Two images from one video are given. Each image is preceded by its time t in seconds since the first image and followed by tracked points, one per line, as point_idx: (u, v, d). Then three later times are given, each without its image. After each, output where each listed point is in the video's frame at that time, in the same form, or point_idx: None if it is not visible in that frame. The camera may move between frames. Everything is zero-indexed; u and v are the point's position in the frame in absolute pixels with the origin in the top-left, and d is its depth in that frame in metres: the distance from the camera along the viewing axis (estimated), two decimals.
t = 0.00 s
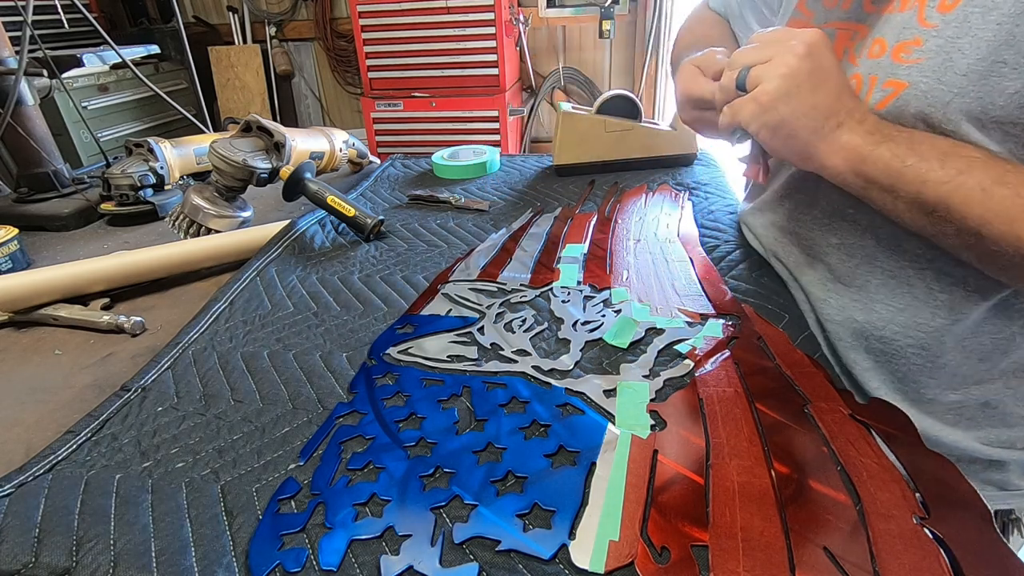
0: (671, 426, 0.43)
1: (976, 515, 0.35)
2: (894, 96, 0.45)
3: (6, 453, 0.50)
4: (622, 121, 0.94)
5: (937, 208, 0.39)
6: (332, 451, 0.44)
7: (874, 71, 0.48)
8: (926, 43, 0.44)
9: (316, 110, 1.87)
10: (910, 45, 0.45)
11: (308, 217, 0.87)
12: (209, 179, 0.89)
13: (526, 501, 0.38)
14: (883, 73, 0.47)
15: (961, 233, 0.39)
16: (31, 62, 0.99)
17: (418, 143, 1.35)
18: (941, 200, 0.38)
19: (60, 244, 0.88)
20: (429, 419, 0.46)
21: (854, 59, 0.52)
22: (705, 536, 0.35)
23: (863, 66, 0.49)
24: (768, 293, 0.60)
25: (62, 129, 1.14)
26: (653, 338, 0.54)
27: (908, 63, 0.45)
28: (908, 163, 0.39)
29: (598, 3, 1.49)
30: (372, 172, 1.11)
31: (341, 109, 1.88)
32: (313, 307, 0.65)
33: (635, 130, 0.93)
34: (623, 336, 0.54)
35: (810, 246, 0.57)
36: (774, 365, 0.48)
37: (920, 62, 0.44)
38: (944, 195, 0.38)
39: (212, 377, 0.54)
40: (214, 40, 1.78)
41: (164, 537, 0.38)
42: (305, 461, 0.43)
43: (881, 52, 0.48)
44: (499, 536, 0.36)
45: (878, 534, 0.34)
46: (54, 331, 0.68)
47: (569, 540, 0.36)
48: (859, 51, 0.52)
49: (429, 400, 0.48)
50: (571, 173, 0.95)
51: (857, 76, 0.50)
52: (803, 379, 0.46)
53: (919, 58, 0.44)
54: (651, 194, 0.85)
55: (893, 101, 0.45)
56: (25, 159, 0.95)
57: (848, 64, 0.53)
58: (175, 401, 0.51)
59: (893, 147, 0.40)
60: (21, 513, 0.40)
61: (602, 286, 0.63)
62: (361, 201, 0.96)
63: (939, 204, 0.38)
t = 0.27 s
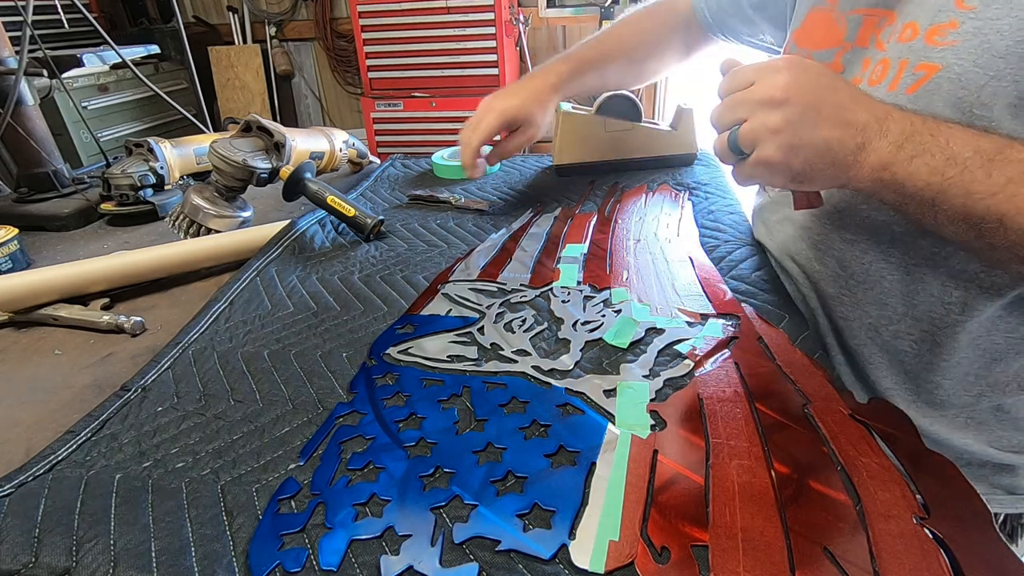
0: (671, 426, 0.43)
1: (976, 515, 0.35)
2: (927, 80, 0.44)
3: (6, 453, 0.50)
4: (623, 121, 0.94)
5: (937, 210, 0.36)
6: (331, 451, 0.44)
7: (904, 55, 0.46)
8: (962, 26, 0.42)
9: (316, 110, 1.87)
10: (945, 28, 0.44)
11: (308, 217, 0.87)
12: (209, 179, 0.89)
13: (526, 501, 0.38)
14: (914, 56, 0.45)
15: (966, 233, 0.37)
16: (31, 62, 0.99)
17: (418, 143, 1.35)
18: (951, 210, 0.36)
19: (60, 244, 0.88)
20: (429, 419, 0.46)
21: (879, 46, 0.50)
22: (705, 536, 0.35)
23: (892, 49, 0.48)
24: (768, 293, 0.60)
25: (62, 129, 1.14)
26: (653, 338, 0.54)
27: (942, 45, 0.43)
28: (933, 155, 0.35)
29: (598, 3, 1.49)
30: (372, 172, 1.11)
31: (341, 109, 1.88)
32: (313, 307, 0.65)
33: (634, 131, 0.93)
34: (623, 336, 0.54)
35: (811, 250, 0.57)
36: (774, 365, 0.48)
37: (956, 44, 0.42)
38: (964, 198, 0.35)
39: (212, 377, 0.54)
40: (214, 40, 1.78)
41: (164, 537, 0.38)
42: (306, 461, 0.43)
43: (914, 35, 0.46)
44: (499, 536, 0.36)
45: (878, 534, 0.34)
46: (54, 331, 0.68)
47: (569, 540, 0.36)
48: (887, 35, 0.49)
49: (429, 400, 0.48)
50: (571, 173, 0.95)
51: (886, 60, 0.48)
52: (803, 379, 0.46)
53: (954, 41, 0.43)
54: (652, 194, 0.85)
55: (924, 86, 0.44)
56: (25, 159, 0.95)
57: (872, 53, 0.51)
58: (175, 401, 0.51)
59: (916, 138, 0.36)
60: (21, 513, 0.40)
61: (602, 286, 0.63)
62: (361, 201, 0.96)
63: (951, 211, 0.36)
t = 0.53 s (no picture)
0: (671, 426, 0.43)
1: (977, 515, 0.35)
2: (973, 63, 0.46)
3: (6, 453, 0.50)
4: (623, 121, 0.94)
5: (971, 217, 0.36)
6: (331, 451, 0.44)
7: (945, 40, 0.49)
8: (1011, 10, 0.45)
9: (316, 110, 1.87)
10: (993, 12, 0.46)
11: (308, 217, 0.87)
12: (209, 179, 0.89)
13: (526, 501, 0.38)
14: (959, 40, 0.47)
15: (999, 239, 0.36)
16: (30, 62, 0.99)
17: (418, 142, 1.35)
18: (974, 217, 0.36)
19: (60, 244, 0.88)
20: (429, 419, 0.46)
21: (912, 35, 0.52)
22: (705, 536, 0.35)
23: (930, 35, 0.50)
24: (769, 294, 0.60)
25: (62, 129, 1.14)
26: (653, 338, 0.54)
27: (989, 29, 0.46)
28: (966, 160, 0.35)
29: (598, 3, 1.49)
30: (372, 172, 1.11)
31: (341, 109, 1.88)
32: (313, 307, 0.65)
33: (634, 131, 0.93)
34: (623, 336, 0.54)
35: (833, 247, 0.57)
36: (774, 365, 0.48)
37: (1006, 27, 0.45)
38: (1000, 204, 0.35)
39: (212, 377, 0.54)
40: (214, 40, 1.78)
41: (164, 537, 0.38)
42: (305, 461, 0.43)
43: (954, 21, 0.48)
44: (499, 536, 0.36)
45: (878, 534, 0.34)
46: (54, 331, 0.68)
47: (569, 540, 0.36)
48: (921, 22, 0.51)
49: (429, 400, 0.48)
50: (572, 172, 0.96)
51: (922, 46, 0.50)
52: (803, 379, 0.46)
53: (1003, 24, 0.45)
54: (652, 194, 0.85)
55: (968, 70, 0.47)
56: (25, 159, 0.95)
57: (905, 41, 0.52)
58: (175, 401, 0.51)
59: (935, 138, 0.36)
60: (21, 513, 0.40)
61: (602, 286, 0.63)
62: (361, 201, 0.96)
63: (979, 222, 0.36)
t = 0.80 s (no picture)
0: (672, 426, 0.43)
1: (977, 514, 0.35)
2: None
3: (6, 453, 0.50)
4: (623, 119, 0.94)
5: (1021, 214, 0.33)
6: (332, 451, 0.44)
7: (1009, 33, 0.46)
8: None
9: (316, 110, 1.87)
10: None
11: (308, 217, 0.87)
12: (209, 179, 0.89)
13: (526, 501, 0.38)
14: None
15: None
16: (30, 62, 1.00)
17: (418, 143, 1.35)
18: None
19: (60, 244, 0.88)
20: (429, 419, 0.46)
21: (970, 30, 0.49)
22: (705, 536, 0.35)
23: (991, 28, 0.48)
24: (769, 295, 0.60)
25: (62, 129, 1.14)
26: (653, 338, 0.54)
27: None
28: (1013, 148, 0.33)
29: (598, 3, 1.49)
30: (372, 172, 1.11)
31: (341, 109, 1.88)
32: (313, 307, 0.65)
33: (635, 130, 0.93)
34: (623, 336, 0.54)
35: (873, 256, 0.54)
36: (775, 365, 0.48)
37: None
38: None
39: (212, 377, 0.54)
40: (215, 40, 1.78)
41: (164, 537, 0.38)
42: (306, 461, 0.43)
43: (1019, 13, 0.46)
44: (499, 536, 0.36)
45: (878, 535, 0.34)
46: (54, 331, 0.68)
47: (569, 540, 0.36)
48: (979, 15, 0.49)
49: (429, 400, 0.48)
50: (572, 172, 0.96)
51: (983, 40, 0.48)
52: (803, 379, 0.46)
53: None
54: (652, 194, 0.85)
55: None
56: (25, 159, 0.95)
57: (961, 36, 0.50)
58: (175, 401, 0.51)
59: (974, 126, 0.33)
60: (21, 513, 0.40)
61: (602, 286, 0.63)
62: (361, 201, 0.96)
63: None
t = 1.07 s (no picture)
0: (672, 426, 0.43)
1: (977, 514, 0.35)
2: None
3: (6, 454, 0.50)
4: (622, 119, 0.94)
5: None
6: (331, 451, 0.44)
7: None
8: None
9: (316, 110, 1.87)
10: None
11: (308, 216, 0.87)
12: (208, 179, 0.89)
13: (526, 501, 0.38)
14: None
15: None
16: (31, 62, 1.00)
17: (418, 143, 1.35)
18: None
19: (60, 244, 0.88)
20: (429, 419, 0.46)
21: None
22: (705, 536, 0.35)
23: None
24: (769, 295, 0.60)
25: (62, 129, 1.14)
26: (653, 338, 0.54)
27: None
28: None
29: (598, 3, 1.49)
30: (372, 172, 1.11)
31: (341, 109, 1.88)
32: (313, 307, 0.65)
33: (635, 131, 0.93)
34: (623, 336, 0.54)
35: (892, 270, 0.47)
36: (775, 365, 0.48)
37: None
38: None
39: (212, 377, 0.54)
40: (215, 40, 1.78)
41: (164, 537, 0.38)
42: (306, 461, 0.43)
43: None
44: (499, 536, 0.36)
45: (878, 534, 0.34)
46: (54, 331, 0.68)
47: (569, 540, 0.36)
48: None
49: (429, 400, 0.48)
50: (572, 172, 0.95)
51: None
52: (803, 379, 0.46)
53: None
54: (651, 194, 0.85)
55: None
56: (25, 159, 0.95)
57: None
58: (175, 401, 0.51)
59: None
60: (21, 513, 0.40)
61: (602, 286, 0.63)
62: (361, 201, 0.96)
63: None
